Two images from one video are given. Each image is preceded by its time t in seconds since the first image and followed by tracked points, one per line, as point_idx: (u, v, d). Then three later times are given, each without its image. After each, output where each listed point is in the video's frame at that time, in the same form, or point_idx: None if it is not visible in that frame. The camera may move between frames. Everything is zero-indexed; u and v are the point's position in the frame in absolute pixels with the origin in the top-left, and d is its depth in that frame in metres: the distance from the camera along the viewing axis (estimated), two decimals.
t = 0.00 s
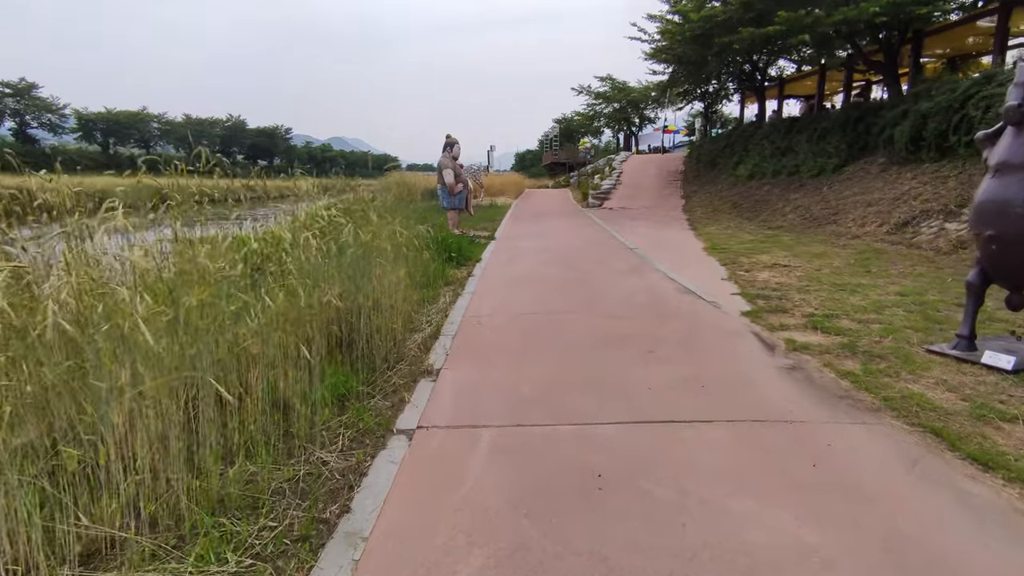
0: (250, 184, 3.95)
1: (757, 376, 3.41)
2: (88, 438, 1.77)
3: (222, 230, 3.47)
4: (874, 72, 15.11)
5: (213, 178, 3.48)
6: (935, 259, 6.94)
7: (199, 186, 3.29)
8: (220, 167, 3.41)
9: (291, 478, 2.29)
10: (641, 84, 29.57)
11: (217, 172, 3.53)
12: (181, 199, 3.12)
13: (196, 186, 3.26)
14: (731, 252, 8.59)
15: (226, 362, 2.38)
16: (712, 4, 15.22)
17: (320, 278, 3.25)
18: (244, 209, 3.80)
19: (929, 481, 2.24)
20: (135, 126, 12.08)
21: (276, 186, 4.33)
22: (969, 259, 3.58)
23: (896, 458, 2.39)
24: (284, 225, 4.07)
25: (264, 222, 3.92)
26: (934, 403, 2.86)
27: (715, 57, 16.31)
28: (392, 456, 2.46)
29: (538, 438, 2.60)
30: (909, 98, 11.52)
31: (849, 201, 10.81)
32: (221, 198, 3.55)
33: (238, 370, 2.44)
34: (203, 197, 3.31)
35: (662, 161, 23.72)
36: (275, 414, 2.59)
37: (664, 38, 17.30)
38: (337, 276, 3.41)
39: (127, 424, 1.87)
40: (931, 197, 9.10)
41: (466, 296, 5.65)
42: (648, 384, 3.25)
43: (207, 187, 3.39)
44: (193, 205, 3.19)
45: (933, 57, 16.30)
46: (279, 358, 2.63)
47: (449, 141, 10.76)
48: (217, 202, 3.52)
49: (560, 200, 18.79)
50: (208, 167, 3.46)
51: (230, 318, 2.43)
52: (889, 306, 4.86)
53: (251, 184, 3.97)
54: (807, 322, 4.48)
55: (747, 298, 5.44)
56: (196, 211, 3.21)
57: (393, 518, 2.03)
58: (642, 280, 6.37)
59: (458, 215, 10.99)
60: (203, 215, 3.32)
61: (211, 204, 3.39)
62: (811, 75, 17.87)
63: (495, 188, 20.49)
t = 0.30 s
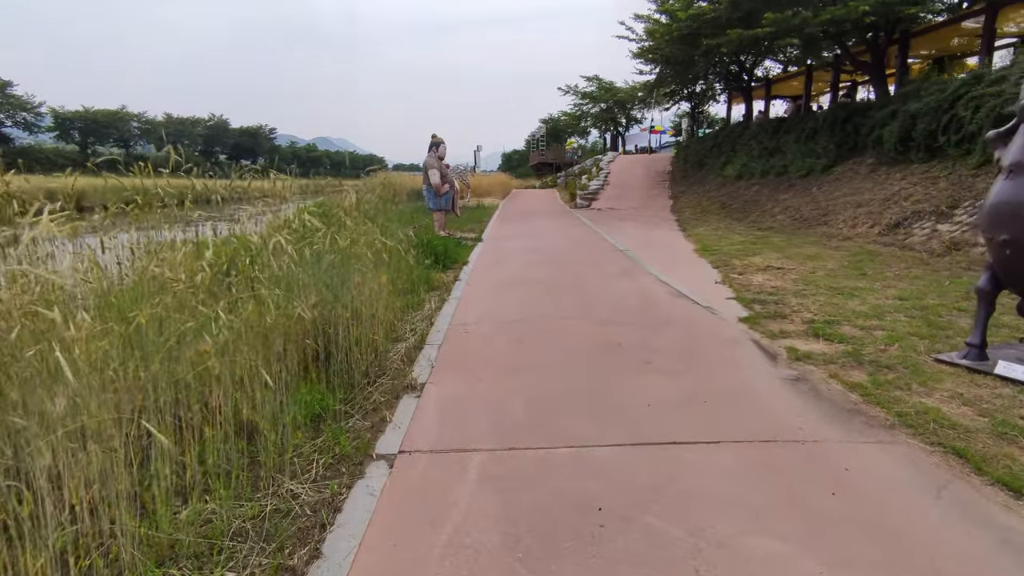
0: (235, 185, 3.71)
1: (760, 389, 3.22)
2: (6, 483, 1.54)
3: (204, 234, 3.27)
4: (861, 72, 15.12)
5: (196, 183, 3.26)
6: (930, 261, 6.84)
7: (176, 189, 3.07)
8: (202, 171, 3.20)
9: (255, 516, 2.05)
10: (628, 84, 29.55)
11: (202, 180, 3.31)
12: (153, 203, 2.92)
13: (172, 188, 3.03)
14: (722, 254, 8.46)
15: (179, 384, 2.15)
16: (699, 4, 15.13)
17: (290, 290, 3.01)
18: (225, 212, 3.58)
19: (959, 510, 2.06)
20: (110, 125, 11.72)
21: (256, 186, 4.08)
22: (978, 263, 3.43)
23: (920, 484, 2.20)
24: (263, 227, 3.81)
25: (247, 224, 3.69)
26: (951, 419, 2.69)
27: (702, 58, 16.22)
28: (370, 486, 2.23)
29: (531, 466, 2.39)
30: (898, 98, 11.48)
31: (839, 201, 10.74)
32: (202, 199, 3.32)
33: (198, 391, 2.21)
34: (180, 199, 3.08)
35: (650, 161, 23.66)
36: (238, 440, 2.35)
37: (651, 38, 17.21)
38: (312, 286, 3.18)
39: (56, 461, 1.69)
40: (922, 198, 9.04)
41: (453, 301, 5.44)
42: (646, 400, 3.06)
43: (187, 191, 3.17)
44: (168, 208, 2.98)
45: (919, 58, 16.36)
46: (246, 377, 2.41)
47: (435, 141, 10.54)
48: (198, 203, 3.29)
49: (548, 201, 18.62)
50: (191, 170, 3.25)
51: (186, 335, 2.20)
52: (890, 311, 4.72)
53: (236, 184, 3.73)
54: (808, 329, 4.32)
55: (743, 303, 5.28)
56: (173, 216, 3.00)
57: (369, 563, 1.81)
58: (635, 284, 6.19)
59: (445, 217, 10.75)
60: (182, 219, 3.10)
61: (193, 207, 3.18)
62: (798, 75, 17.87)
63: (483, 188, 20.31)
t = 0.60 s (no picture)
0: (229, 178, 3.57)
1: (764, 400, 3.03)
2: None
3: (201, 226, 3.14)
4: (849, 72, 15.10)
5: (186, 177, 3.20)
6: (924, 262, 6.73)
7: (154, 190, 2.95)
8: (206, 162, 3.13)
9: (208, 556, 1.82)
10: (615, 84, 29.47)
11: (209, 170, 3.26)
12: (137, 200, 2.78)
13: (142, 186, 2.87)
14: (714, 254, 8.31)
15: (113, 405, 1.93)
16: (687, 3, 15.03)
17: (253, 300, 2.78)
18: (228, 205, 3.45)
19: (988, 538, 1.88)
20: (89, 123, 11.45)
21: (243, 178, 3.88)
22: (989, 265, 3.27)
23: (944, 511, 2.03)
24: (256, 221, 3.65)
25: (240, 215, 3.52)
26: (970, 432, 2.51)
27: (691, 58, 16.12)
28: (341, 517, 2.02)
29: (521, 494, 2.18)
30: (887, 98, 11.42)
31: (829, 201, 10.66)
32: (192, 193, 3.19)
33: (145, 414, 1.99)
34: (145, 198, 2.90)
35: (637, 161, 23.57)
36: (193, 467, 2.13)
37: (639, 37, 17.09)
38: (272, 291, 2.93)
39: None
40: (913, 197, 8.97)
41: (438, 305, 5.21)
42: (643, 413, 2.86)
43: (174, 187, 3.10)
44: (140, 205, 2.77)
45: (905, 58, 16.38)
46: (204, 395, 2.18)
47: (420, 139, 10.29)
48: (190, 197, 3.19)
49: (536, 201, 18.41)
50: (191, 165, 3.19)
51: (132, 351, 1.98)
52: (891, 314, 4.57)
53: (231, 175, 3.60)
54: (808, 333, 4.15)
55: (739, 306, 5.11)
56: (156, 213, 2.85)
57: None
58: (626, 286, 6.00)
59: (431, 217, 10.48)
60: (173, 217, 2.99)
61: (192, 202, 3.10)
62: (785, 75, 17.84)
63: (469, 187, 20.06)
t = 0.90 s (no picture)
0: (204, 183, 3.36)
1: (769, 417, 2.85)
2: None
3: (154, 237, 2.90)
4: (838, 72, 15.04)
5: (153, 181, 2.94)
6: (921, 266, 6.61)
7: (107, 191, 2.69)
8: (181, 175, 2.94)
9: None
10: (604, 84, 29.34)
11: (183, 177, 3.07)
12: (85, 207, 2.57)
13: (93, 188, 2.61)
14: (707, 258, 8.15)
15: (40, 441, 1.76)
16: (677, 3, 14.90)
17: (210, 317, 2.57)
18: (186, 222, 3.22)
19: None
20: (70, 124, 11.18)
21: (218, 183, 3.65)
22: (1002, 273, 3.09)
23: (974, 550, 1.86)
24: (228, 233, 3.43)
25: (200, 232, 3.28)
26: (993, 456, 2.33)
27: (680, 58, 16.00)
28: (309, 566, 1.81)
29: (510, 535, 1.97)
30: (878, 98, 11.34)
31: (820, 203, 10.56)
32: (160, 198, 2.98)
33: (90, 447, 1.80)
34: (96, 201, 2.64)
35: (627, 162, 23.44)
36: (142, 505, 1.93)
37: (628, 36, 16.93)
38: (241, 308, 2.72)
39: None
40: (906, 199, 8.87)
41: (423, 314, 4.99)
42: (641, 436, 2.67)
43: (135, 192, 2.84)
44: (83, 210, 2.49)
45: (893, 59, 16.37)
46: (164, 420, 1.96)
47: (406, 140, 10.04)
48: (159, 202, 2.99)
49: (525, 202, 18.22)
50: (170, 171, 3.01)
51: (71, 379, 1.78)
52: (893, 321, 4.41)
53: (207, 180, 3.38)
54: (809, 343, 3.97)
55: (735, 314, 4.93)
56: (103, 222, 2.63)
57: None
58: (618, 292, 5.81)
59: (417, 220, 10.22)
60: (129, 227, 2.74)
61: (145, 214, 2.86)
62: (774, 76, 17.79)
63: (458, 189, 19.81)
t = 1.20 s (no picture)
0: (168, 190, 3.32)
1: (782, 435, 2.65)
2: None
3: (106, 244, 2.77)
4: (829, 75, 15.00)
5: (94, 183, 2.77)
6: (921, 269, 6.47)
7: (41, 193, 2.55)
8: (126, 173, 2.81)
9: None
10: (594, 88, 29.31)
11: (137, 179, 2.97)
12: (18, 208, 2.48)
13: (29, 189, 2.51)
14: (702, 262, 7.97)
15: None
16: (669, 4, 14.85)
17: (169, 334, 2.36)
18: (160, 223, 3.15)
19: None
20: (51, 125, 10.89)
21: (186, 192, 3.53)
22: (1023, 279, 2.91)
23: None
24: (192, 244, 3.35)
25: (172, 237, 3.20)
26: None
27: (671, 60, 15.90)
28: None
29: None
30: (872, 100, 11.27)
31: (815, 206, 10.44)
32: (111, 203, 2.89)
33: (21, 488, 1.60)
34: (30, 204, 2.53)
35: (618, 165, 23.33)
36: (78, 551, 1.73)
37: (619, 39, 16.83)
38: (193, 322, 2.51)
39: None
40: (902, 202, 8.75)
41: (410, 323, 4.75)
42: (649, 459, 2.45)
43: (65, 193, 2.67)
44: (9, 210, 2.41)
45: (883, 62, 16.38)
46: (101, 456, 1.76)
47: (393, 142, 9.82)
48: (110, 209, 2.90)
49: (516, 206, 18.00)
50: (120, 172, 2.89)
51: None
52: (901, 329, 4.22)
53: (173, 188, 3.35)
54: (816, 353, 3.78)
55: (736, 321, 4.73)
56: (48, 229, 2.59)
57: None
58: (614, 298, 5.60)
59: (404, 224, 9.97)
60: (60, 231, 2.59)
61: (102, 214, 2.79)
62: (765, 79, 17.75)
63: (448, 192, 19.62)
